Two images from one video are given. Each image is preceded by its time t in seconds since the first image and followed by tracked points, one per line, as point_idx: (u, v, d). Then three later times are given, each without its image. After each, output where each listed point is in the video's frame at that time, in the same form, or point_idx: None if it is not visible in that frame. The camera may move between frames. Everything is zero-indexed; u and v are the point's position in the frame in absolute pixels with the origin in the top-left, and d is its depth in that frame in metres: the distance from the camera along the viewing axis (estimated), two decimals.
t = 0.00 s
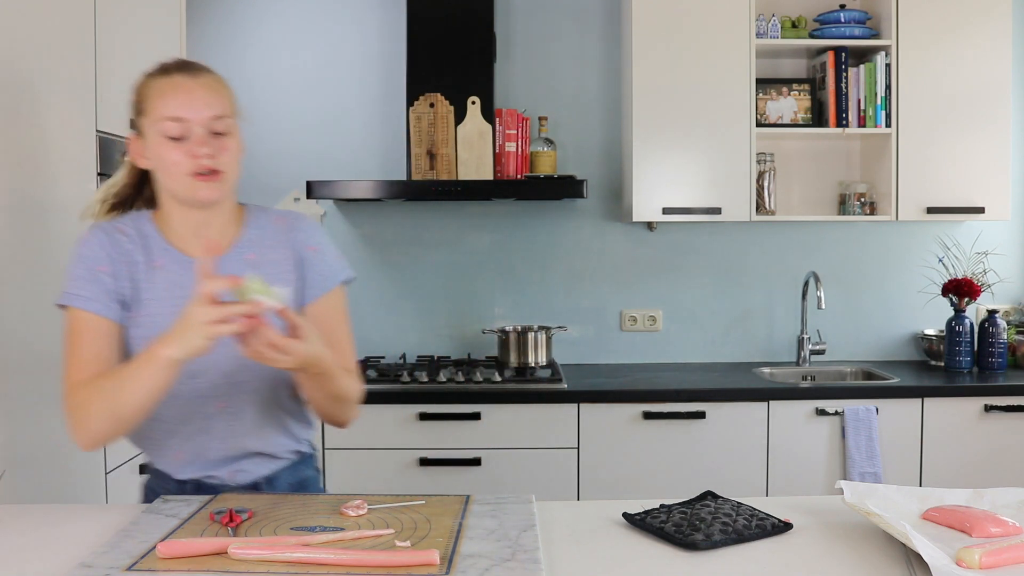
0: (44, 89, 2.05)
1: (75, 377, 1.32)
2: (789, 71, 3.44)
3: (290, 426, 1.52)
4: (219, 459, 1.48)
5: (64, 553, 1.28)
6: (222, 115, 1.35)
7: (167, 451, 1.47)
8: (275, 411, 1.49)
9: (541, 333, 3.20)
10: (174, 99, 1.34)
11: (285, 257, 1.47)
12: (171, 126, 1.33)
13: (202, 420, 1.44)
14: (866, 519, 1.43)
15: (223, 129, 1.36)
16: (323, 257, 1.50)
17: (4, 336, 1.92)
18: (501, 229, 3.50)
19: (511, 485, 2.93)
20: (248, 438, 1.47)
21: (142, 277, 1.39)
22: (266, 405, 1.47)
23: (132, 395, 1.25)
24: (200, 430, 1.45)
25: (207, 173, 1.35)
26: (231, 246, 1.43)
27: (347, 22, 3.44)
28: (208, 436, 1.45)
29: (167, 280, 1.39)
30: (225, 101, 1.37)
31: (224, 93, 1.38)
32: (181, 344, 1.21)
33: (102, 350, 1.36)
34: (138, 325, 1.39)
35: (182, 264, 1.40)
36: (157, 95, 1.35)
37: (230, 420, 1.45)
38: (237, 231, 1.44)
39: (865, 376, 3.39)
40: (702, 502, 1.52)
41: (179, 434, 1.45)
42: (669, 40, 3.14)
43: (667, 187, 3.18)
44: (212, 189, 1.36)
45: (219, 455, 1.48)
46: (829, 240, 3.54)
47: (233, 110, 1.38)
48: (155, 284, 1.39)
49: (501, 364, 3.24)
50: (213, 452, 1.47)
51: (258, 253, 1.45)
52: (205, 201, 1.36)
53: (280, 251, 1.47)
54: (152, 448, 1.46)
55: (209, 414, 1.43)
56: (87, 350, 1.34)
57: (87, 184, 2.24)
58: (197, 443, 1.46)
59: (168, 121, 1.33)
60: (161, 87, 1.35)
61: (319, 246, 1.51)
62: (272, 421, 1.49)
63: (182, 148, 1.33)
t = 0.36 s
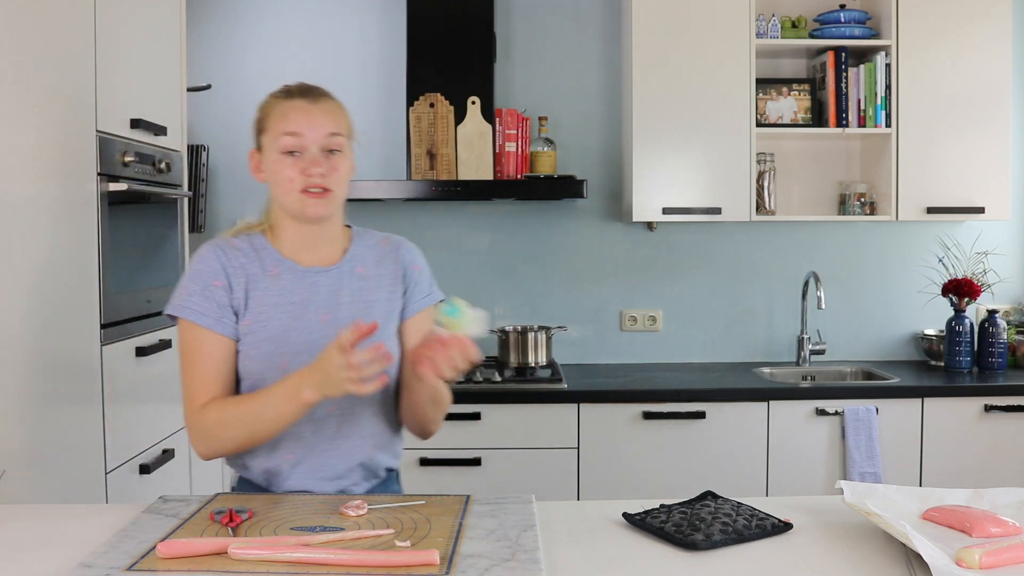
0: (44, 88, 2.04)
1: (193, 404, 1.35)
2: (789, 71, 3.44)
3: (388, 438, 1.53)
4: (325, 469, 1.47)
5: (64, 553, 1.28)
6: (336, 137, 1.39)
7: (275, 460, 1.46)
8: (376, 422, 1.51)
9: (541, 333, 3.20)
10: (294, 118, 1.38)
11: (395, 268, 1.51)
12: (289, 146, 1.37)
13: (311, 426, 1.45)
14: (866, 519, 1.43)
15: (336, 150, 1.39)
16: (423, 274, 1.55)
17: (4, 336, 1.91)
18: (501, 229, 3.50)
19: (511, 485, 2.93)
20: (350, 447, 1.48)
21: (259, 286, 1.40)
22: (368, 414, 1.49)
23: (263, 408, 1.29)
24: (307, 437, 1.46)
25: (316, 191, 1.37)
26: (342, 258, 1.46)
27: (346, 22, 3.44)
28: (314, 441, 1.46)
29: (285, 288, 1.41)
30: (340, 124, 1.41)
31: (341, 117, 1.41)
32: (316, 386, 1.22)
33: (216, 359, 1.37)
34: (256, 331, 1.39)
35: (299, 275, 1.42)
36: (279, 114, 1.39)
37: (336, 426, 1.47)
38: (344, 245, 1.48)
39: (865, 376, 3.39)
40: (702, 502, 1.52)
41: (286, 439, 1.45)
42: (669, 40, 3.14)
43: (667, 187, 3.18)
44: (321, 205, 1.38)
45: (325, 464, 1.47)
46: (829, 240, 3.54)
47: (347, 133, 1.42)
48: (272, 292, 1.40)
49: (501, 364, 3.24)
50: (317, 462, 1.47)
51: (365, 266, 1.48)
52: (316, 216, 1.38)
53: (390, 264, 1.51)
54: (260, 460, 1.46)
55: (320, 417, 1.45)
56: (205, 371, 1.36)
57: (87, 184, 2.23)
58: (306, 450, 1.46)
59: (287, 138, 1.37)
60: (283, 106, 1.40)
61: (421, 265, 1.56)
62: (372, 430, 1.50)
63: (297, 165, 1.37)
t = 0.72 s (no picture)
0: (44, 87, 2.04)
1: (222, 395, 1.45)
2: (789, 71, 3.44)
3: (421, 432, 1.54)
4: (358, 458, 1.48)
5: (64, 553, 1.28)
6: (385, 154, 1.46)
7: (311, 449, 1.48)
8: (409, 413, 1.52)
9: (541, 333, 3.20)
10: (346, 136, 1.45)
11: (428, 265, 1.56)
12: (340, 162, 1.44)
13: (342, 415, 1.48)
14: (866, 519, 1.43)
15: (383, 167, 1.46)
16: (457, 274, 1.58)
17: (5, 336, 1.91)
18: (501, 229, 3.50)
19: (511, 485, 2.93)
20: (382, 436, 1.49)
21: (294, 281, 1.48)
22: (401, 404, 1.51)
23: (275, 424, 1.40)
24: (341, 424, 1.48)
25: (363, 205, 1.45)
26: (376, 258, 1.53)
27: (346, 22, 3.44)
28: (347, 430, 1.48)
29: (315, 281, 1.48)
30: (388, 142, 1.48)
31: (389, 135, 1.48)
32: (324, 415, 1.36)
33: (246, 351, 1.48)
34: (287, 320, 1.46)
35: (331, 269, 1.50)
36: (332, 129, 1.46)
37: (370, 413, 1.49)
38: (381, 248, 1.55)
39: (865, 376, 3.39)
40: (702, 502, 1.52)
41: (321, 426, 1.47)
42: (669, 40, 3.14)
43: (667, 187, 3.18)
44: (367, 217, 1.46)
45: (359, 456, 1.49)
46: (828, 240, 3.54)
47: (394, 149, 1.49)
48: (305, 287, 1.48)
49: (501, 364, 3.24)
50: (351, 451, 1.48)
51: (399, 265, 1.53)
52: (361, 226, 1.46)
53: (423, 262, 1.56)
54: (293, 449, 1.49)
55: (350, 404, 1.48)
56: (235, 365, 1.47)
57: (87, 185, 2.23)
58: (340, 437, 1.48)
59: (337, 154, 1.44)
60: (335, 123, 1.47)
61: (457, 266, 1.59)
62: (403, 422, 1.52)
63: (346, 180, 1.44)
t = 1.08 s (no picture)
0: (44, 87, 2.04)
1: (226, 385, 1.47)
2: (789, 70, 3.44)
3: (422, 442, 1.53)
4: (353, 462, 1.48)
5: (64, 553, 1.28)
6: (390, 159, 1.46)
7: (306, 448, 1.49)
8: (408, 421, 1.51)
9: (541, 333, 3.20)
10: (351, 141, 1.45)
11: (438, 276, 1.55)
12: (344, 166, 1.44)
13: (340, 419, 1.48)
14: (866, 519, 1.43)
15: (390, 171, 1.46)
16: (469, 289, 1.58)
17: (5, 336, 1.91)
18: (502, 229, 3.50)
19: (511, 485, 2.93)
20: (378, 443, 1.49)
21: (302, 283, 1.50)
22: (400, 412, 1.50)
23: (268, 405, 1.40)
24: (338, 428, 1.48)
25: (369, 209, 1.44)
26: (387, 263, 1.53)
27: (346, 22, 3.44)
28: (345, 435, 1.48)
29: (323, 283, 1.49)
30: (392, 147, 1.48)
31: (394, 140, 1.48)
32: (312, 377, 1.33)
33: (253, 347, 1.49)
34: (294, 321, 1.48)
35: (339, 273, 1.50)
36: (337, 135, 1.47)
37: (367, 418, 1.49)
38: (392, 253, 1.55)
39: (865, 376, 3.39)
40: (702, 502, 1.52)
41: (319, 427, 1.48)
42: (669, 40, 3.14)
43: (667, 187, 3.18)
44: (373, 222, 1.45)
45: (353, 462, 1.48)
46: (829, 240, 3.54)
47: (400, 154, 1.49)
48: (314, 289, 1.49)
49: (501, 363, 3.24)
50: (345, 455, 1.48)
51: (409, 273, 1.53)
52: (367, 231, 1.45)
53: (434, 272, 1.55)
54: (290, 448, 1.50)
55: (351, 408, 1.49)
56: (242, 358, 1.48)
57: (87, 184, 2.24)
58: (336, 441, 1.48)
59: (342, 159, 1.44)
60: (341, 128, 1.47)
61: (468, 278, 1.58)
62: (404, 431, 1.50)
63: (351, 184, 1.43)
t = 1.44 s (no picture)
0: (44, 87, 2.04)
1: (219, 386, 1.48)
2: (789, 70, 3.44)
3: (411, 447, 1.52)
4: (341, 467, 1.48)
5: (65, 553, 1.29)
6: (375, 166, 1.44)
7: (295, 451, 1.49)
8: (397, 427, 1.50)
9: (541, 333, 3.20)
10: (337, 146, 1.44)
11: (432, 280, 1.54)
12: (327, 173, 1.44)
13: (330, 422, 1.48)
14: (866, 519, 1.43)
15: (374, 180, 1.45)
16: (466, 293, 1.57)
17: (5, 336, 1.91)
18: (502, 229, 3.50)
19: (511, 485, 2.93)
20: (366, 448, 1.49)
21: (296, 285, 1.50)
22: (389, 417, 1.50)
23: (258, 405, 1.41)
24: (326, 432, 1.48)
25: (353, 216, 1.44)
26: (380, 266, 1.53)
27: (346, 22, 3.43)
28: (334, 438, 1.48)
29: (316, 286, 1.49)
30: (379, 153, 1.46)
31: (381, 146, 1.46)
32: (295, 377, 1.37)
33: (248, 349, 1.50)
34: (286, 324, 1.48)
35: (333, 275, 1.50)
36: (324, 140, 1.45)
37: (358, 422, 1.49)
38: (388, 255, 1.54)
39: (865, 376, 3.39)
40: (702, 502, 1.52)
41: (309, 431, 1.48)
42: (669, 40, 3.14)
43: (667, 187, 3.18)
44: (358, 228, 1.45)
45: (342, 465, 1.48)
46: (828, 240, 3.54)
47: (388, 159, 1.47)
48: (308, 291, 1.49)
49: (501, 363, 3.24)
50: (334, 459, 1.48)
51: (404, 276, 1.52)
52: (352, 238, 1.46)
53: (428, 276, 1.54)
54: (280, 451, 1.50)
55: (341, 411, 1.49)
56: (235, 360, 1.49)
57: (87, 184, 2.23)
58: (325, 444, 1.48)
59: (326, 166, 1.43)
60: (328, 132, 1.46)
61: (464, 282, 1.57)
62: (397, 436, 1.50)
63: (335, 192, 1.43)
